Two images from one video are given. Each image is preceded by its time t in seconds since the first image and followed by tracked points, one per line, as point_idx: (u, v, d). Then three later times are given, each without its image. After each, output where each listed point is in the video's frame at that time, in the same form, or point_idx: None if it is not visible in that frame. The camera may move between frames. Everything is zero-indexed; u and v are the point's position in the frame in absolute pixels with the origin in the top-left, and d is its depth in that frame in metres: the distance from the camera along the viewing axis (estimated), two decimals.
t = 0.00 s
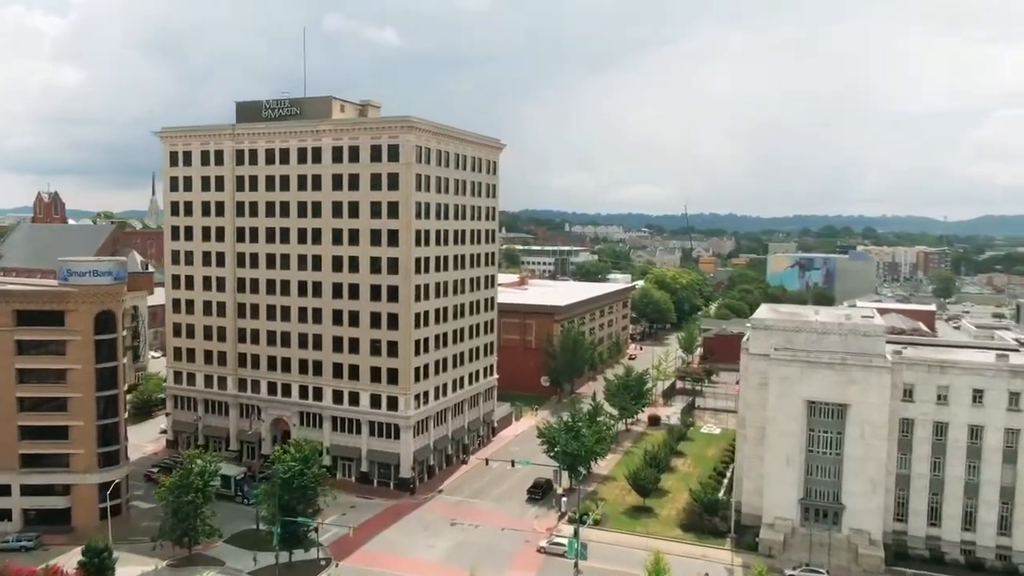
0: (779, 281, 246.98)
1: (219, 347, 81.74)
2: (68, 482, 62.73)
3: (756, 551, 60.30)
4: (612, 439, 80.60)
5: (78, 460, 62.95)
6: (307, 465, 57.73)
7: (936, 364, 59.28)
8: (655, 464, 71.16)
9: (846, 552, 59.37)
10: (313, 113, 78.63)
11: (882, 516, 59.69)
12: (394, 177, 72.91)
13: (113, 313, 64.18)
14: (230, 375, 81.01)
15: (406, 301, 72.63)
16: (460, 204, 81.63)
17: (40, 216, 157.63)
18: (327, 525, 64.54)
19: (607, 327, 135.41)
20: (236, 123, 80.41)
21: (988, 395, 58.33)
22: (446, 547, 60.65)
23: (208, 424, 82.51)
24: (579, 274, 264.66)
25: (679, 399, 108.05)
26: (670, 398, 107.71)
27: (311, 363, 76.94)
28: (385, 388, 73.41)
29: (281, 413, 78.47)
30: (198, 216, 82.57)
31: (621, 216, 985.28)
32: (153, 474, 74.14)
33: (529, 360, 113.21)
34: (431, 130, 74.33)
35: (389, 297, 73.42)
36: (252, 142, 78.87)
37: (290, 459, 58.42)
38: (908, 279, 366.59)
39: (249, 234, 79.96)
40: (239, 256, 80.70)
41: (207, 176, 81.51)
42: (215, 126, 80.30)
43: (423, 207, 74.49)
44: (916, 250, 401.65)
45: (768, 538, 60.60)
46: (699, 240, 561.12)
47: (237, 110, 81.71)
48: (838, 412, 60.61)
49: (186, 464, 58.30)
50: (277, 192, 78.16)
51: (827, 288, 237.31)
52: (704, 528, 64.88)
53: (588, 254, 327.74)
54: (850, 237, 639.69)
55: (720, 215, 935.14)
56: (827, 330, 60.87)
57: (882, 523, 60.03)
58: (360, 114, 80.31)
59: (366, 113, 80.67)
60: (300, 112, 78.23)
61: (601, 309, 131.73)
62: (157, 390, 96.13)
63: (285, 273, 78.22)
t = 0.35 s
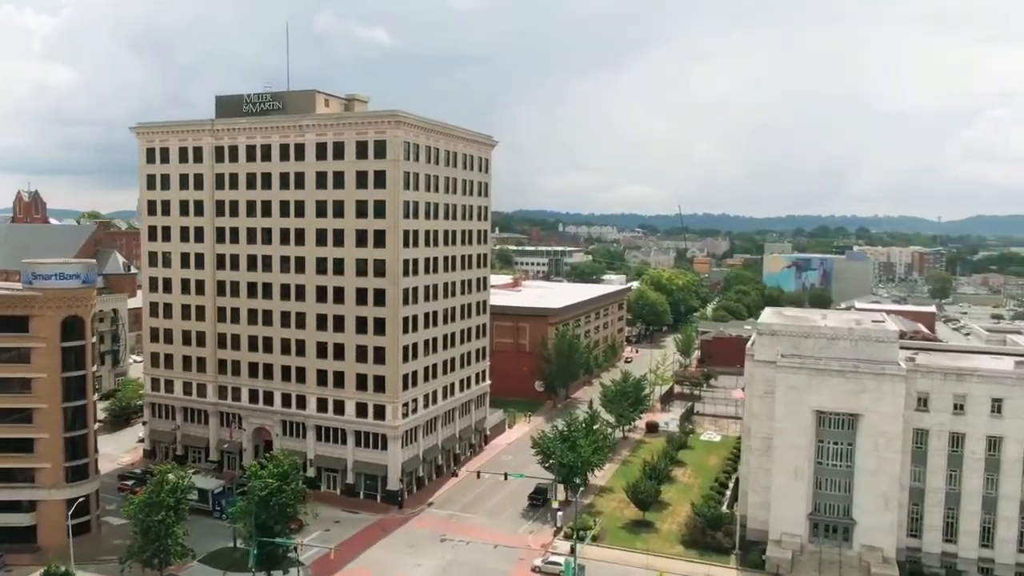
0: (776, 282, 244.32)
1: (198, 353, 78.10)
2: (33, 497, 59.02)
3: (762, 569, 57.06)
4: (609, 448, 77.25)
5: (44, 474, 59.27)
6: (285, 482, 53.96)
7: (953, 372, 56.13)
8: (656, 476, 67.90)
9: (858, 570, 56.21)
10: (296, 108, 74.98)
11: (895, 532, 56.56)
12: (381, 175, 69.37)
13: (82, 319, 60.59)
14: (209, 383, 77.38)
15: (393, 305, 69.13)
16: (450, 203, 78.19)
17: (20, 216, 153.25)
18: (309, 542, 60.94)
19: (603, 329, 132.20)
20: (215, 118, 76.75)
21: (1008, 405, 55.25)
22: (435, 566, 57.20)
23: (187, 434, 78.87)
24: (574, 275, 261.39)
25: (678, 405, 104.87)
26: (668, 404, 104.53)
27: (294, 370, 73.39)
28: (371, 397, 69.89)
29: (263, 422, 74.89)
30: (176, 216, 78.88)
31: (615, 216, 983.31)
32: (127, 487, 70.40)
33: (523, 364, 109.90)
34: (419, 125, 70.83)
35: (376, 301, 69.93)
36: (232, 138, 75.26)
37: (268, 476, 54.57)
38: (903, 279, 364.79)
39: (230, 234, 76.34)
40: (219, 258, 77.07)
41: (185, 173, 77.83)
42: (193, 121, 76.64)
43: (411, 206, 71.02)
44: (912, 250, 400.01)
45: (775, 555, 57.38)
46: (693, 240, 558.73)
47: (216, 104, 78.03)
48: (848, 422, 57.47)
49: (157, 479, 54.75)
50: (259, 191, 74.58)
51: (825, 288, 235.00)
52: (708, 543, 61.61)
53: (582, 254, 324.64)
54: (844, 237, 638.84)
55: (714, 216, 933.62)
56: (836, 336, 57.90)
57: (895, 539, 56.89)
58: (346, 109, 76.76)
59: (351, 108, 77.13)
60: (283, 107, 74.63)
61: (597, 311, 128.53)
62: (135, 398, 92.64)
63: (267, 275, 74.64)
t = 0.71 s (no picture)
0: (771, 283, 240.96)
1: (173, 361, 74.00)
2: None
3: None
4: (607, 459, 73.48)
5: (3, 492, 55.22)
6: (260, 502, 49.77)
7: (974, 381, 52.62)
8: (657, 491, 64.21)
9: None
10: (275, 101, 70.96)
11: (913, 552, 53.01)
12: (365, 172, 65.46)
13: (43, 326, 56.44)
14: (184, 392, 73.29)
15: (378, 310, 65.23)
16: (439, 202, 74.31)
17: None
18: (288, 564, 56.96)
19: (598, 332, 128.61)
20: (190, 111, 72.66)
21: None
22: None
23: (161, 445, 74.76)
24: (567, 275, 257.56)
25: (676, 411, 101.29)
26: (666, 411, 100.96)
27: (274, 378, 69.43)
28: (356, 407, 65.96)
29: (241, 433, 70.90)
30: (149, 215, 74.73)
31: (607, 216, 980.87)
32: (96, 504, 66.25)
33: (516, 369, 106.09)
34: (405, 119, 66.94)
35: (360, 306, 66.01)
36: (208, 133, 71.20)
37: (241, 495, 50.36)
38: (898, 279, 362.62)
39: (206, 235, 72.29)
40: (195, 260, 72.99)
41: (158, 170, 73.70)
42: (167, 115, 72.52)
43: (397, 205, 67.12)
44: (906, 250, 398.09)
45: None
46: (687, 240, 555.71)
47: (192, 97, 73.93)
48: (863, 434, 53.85)
49: (121, 499, 50.68)
50: (236, 189, 70.55)
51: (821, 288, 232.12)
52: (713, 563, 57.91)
53: (576, 254, 321.08)
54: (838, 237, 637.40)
55: (707, 216, 932.17)
56: (850, 343, 54.32)
57: (913, 560, 53.36)
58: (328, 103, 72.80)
59: (334, 101, 73.18)
60: (262, 100, 70.63)
61: (592, 314, 124.88)
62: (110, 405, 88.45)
63: (246, 278, 70.63)
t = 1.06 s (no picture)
0: (768, 283, 236.96)
1: (149, 368, 70.38)
2: None
3: None
4: (606, 470, 70.18)
5: None
6: (231, 525, 46.21)
7: (998, 391, 49.43)
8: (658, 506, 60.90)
9: None
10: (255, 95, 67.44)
11: (932, 572, 49.85)
12: (350, 169, 61.96)
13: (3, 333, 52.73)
14: (161, 401, 69.67)
15: (364, 314, 61.75)
16: (428, 201, 70.83)
17: None
18: None
19: (594, 334, 125.27)
20: (166, 105, 69.04)
21: None
22: None
23: (137, 456, 71.14)
24: (562, 275, 254.38)
25: (676, 417, 98.03)
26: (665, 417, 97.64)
27: (255, 387, 65.88)
28: (340, 417, 62.46)
29: (221, 444, 67.33)
30: (123, 215, 71.07)
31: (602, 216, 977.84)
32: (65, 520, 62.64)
33: (510, 374, 102.68)
34: (392, 112, 63.44)
35: (345, 310, 62.52)
36: (184, 128, 67.61)
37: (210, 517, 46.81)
38: (894, 279, 360.51)
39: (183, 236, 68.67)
40: (172, 261, 69.37)
41: (133, 167, 70.05)
42: (141, 109, 68.88)
43: (384, 204, 63.63)
44: (902, 250, 396.18)
45: None
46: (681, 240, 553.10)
47: (168, 91, 70.27)
48: (879, 447, 50.61)
49: (84, 521, 47.32)
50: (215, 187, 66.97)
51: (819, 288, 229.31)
52: None
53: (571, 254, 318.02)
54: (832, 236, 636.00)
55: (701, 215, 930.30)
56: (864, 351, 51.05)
57: None
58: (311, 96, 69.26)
59: (318, 95, 69.64)
60: (241, 93, 67.06)
61: (588, 316, 121.53)
62: (85, 414, 83.00)
63: (225, 280, 67.05)
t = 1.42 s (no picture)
0: (763, 283, 234.29)
1: (119, 376, 66.27)
2: None
3: None
4: (604, 484, 66.48)
5: None
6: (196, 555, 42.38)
7: None
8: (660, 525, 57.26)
9: None
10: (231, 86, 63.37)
11: None
12: (331, 165, 58.02)
13: None
14: (131, 411, 65.59)
15: (347, 320, 57.83)
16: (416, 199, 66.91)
17: None
18: None
19: (590, 338, 121.59)
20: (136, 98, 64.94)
21: None
22: None
23: (107, 471, 67.05)
24: (556, 276, 250.73)
25: (675, 424, 94.45)
26: (664, 424, 94.05)
27: (231, 398, 61.87)
28: (322, 430, 58.54)
29: (195, 458, 63.32)
30: (92, 214, 66.92)
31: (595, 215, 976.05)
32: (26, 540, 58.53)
33: (502, 380, 98.84)
34: (377, 104, 59.50)
35: (326, 316, 58.57)
36: (155, 122, 63.53)
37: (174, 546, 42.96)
38: (890, 279, 358.26)
39: (155, 236, 64.58)
40: (143, 264, 65.27)
41: (101, 164, 65.92)
42: (109, 101, 64.75)
43: (369, 202, 59.72)
44: (897, 250, 394.17)
45: None
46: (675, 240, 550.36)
47: (139, 82, 66.16)
48: (900, 464, 46.97)
49: (36, 549, 43.26)
50: (188, 185, 62.91)
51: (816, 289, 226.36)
52: None
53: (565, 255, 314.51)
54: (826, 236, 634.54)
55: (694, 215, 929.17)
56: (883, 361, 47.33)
57: None
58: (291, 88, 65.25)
59: (298, 86, 65.63)
60: (216, 84, 63.01)
61: (583, 319, 117.82)
62: (54, 425, 78.50)
63: (199, 284, 63.01)
